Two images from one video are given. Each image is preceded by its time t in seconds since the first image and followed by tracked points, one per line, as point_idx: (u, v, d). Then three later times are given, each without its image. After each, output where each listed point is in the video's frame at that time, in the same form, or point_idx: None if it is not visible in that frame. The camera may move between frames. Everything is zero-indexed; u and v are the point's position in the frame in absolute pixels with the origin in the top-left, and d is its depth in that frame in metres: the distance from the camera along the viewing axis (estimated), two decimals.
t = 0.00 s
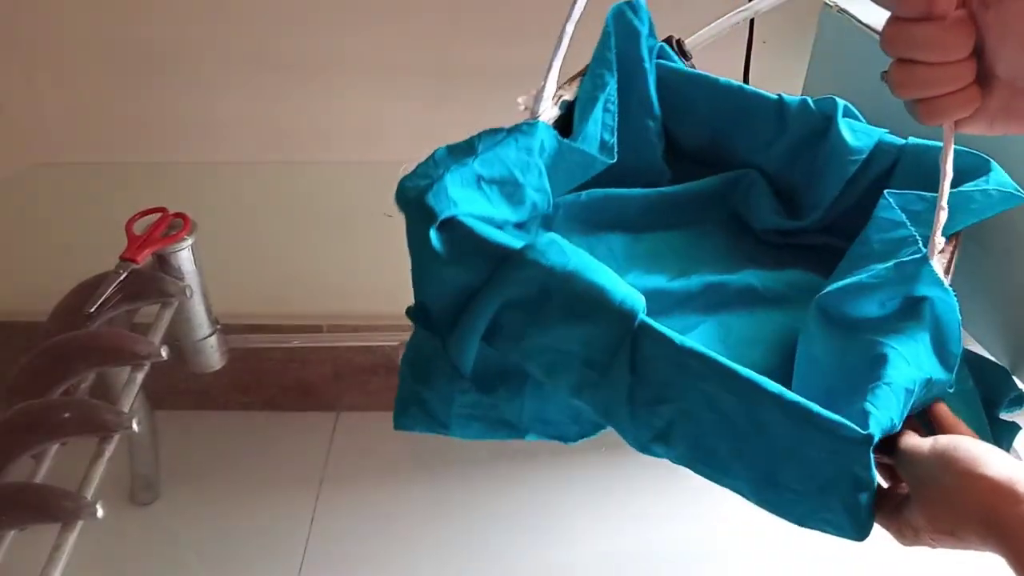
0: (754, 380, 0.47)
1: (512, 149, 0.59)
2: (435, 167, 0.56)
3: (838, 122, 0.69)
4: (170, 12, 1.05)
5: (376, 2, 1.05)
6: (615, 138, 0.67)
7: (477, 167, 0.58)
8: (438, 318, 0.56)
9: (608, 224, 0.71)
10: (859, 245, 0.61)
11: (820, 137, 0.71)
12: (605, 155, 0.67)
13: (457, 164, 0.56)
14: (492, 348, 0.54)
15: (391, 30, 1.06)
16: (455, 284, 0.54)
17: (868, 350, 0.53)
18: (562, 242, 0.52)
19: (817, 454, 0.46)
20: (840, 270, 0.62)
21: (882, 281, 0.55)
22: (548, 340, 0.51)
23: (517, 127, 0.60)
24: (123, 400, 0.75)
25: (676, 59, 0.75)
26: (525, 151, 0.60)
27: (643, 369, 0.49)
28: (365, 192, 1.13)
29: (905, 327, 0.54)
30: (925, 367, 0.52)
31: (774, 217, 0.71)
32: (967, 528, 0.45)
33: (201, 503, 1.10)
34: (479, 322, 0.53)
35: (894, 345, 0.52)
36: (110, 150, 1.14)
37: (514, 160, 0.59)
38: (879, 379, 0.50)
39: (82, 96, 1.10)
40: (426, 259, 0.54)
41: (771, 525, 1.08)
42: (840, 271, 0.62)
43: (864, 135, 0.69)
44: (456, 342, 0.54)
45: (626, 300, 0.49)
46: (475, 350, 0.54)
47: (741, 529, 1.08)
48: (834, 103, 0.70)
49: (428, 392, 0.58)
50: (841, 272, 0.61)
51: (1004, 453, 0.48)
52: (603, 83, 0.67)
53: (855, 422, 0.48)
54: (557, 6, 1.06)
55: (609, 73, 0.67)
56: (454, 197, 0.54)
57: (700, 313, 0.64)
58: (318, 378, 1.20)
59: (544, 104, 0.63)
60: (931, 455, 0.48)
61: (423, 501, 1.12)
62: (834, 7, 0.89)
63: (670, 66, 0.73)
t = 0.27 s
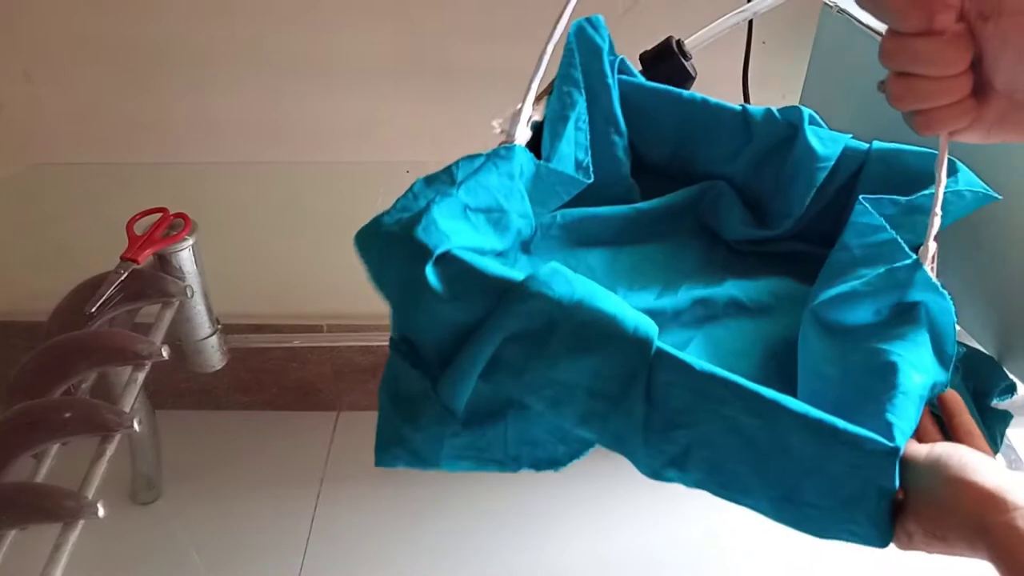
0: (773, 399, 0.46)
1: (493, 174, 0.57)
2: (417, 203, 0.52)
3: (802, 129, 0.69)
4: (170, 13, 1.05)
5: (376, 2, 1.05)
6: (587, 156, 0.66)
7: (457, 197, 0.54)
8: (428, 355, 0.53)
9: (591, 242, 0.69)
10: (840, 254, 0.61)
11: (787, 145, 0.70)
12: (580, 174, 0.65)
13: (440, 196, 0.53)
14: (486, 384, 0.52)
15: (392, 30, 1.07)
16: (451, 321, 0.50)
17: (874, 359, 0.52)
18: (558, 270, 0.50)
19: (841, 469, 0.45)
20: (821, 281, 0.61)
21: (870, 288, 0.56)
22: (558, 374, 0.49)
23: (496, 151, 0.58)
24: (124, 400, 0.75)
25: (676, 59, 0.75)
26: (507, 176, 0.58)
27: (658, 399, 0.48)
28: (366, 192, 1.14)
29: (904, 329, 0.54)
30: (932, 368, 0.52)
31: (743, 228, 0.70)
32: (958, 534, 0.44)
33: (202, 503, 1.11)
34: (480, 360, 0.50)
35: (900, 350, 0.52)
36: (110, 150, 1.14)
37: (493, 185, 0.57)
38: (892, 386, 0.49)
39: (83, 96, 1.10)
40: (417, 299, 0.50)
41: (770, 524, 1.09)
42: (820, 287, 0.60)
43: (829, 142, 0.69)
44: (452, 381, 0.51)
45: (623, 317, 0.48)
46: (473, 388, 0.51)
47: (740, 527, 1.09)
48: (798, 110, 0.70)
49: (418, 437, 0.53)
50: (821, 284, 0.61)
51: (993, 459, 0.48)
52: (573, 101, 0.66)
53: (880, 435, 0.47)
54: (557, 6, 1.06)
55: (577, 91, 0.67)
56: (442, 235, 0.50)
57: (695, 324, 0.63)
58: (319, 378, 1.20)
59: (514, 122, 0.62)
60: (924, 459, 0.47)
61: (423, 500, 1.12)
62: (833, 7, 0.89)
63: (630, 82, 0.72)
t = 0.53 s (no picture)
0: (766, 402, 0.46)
1: (490, 178, 0.58)
2: (415, 205, 0.53)
3: (802, 132, 0.69)
4: (170, 13, 1.05)
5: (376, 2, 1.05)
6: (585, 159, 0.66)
7: (454, 200, 0.55)
8: (425, 355, 0.53)
9: (588, 245, 0.69)
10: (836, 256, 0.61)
11: (785, 148, 0.70)
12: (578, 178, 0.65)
13: (439, 198, 0.54)
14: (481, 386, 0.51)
15: (391, 30, 1.06)
16: (448, 323, 0.51)
17: (867, 362, 0.52)
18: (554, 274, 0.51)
19: (838, 473, 0.45)
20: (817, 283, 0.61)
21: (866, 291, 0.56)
22: (553, 375, 0.49)
23: (494, 155, 0.59)
24: (124, 399, 0.75)
25: (676, 59, 0.74)
26: (505, 179, 0.59)
27: (653, 403, 0.48)
28: (366, 192, 1.14)
29: (898, 333, 0.54)
30: (926, 371, 0.52)
31: (741, 232, 0.70)
32: (956, 538, 0.45)
33: (202, 503, 1.11)
34: (475, 361, 0.50)
35: (894, 353, 0.52)
36: (109, 150, 1.14)
37: (489, 188, 0.58)
38: (886, 389, 0.49)
39: (82, 96, 1.10)
40: (413, 301, 0.51)
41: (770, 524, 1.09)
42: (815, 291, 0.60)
43: (827, 146, 0.68)
44: (449, 382, 0.51)
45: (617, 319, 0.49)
46: (468, 389, 0.51)
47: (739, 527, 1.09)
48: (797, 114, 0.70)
49: (414, 436, 0.54)
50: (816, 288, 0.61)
51: (990, 464, 0.48)
52: (570, 105, 0.66)
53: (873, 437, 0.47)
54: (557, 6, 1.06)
55: (575, 95, 0.67)
56: (438, 238, 0.51)
57: (694, 326, 0.63)
58: (319, 378, 1.20)
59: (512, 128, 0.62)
60: (922, 463, 0.48)
61: (423, 500, 1.12)
62: (833, 7, 0.89)
63: (630, 87, 0.73)
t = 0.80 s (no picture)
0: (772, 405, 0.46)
1: (487, 202, 0.59)
2: (415, 233, 0.54)
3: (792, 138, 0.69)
4: (169, 14, 1.05)
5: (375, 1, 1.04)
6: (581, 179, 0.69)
7: (454, 224, 0.55)
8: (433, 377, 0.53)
9: (589, 260, 0.68)
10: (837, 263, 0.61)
11: (778, 156, 0.70)
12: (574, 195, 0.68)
13: (437, 225, 0.55)
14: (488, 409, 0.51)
15: (391, 29, 1.06)
16: (452, 350, 0.51)
17: (876, 364, 0.52)
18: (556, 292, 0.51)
19: (850, 476, 0.45)
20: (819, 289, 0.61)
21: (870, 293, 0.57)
22: (562, 393, 0.49)
23: (489, 179, 0.60)
24: (123, 400, 0.75)
25: (677, 58, 0.74)
26: (502, 202, 0.60)
27: (665, 416, 0.48)
28: (368, 192, 1.13)
29: (903, 334, 0.54)
30: (933, 371, 0.52)
31: (739, 240, 0.69)
32: (970, 540, 0.45)
33: (201, 503, 1.10)
34: (483, 385, 0.50)
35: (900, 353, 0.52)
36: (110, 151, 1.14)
37: (490, 212, 0.59)
38: (894, 389, 0.49)
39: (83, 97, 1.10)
40: (418, 325, 0.51)
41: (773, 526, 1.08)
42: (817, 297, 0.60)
43: (818, 150, 0.68)
44: (456, 403, 0.51)
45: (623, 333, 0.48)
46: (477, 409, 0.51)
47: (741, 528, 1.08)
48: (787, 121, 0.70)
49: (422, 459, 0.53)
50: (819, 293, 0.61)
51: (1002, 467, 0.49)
52: (562, 125, 0.67)
53: (885, 438, 0.47)
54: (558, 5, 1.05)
55: (566, 114, 0.68)
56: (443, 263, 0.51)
57: (701, 338, 0.62)
58: (319, 379, 1.19)
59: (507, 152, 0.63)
60: (933, 464, 0.48)
61: (423, 500, 1.12)
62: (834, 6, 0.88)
63: (620, 100, 0.72)
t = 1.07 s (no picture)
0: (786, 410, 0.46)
1: (480, 225, 0.56)
2: (409, 262, 0.52)
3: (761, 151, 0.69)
4: (170, 13, 1.05)
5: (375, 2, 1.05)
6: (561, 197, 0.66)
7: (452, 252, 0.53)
8: (439, 411, 0.51)
9: (573, 278, 0.67)
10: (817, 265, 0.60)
11: (750, 168, 0.70)
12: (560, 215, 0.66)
13: (433, 252, 0.52)
14: (498, 434, 0.50)
15: (391, 30, 1.06)
16: (462, 378, 0.49)
17: (880, 364, 0.53)
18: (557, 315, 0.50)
19: (876, 478, 0.46)
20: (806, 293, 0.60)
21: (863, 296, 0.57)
22: (578, 417, 0.49)
23: (478, 202, 0.57)
24: (124, 400, 0.75)
25: (675, 59, 0.74)
26: (495, 225, 0.58)
27: (685, 431, 0.48)
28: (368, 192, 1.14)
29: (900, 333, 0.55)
30: (934, 366, 0.54)
31: (716, 251, 0.69)
32: (969, 544, 0.47)
33: (201, 503, 1.11)
34: (495, 415, 0.48)
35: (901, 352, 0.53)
36: (109, 151, 1.14)
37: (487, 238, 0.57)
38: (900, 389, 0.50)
39: (81, 96, 1.10)
40: (426, 356, 0.49)
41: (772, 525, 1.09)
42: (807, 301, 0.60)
43: (790, 159, 0.68)
44: (467, 432, 0.49)
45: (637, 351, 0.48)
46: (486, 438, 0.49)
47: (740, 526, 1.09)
48: (758, 131, 0.70)
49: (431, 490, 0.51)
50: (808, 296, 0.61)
51: (1004, 475, 0.51)
52: (539, 144, 0.65)
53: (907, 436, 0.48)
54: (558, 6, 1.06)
55: (542, 133, 0.66)
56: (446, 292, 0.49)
57: (695, 349, 0.63)
58: (318, 379, 1.20)
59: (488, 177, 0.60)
60: (940, 469, 0.50)
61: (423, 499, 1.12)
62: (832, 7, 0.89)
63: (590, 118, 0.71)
